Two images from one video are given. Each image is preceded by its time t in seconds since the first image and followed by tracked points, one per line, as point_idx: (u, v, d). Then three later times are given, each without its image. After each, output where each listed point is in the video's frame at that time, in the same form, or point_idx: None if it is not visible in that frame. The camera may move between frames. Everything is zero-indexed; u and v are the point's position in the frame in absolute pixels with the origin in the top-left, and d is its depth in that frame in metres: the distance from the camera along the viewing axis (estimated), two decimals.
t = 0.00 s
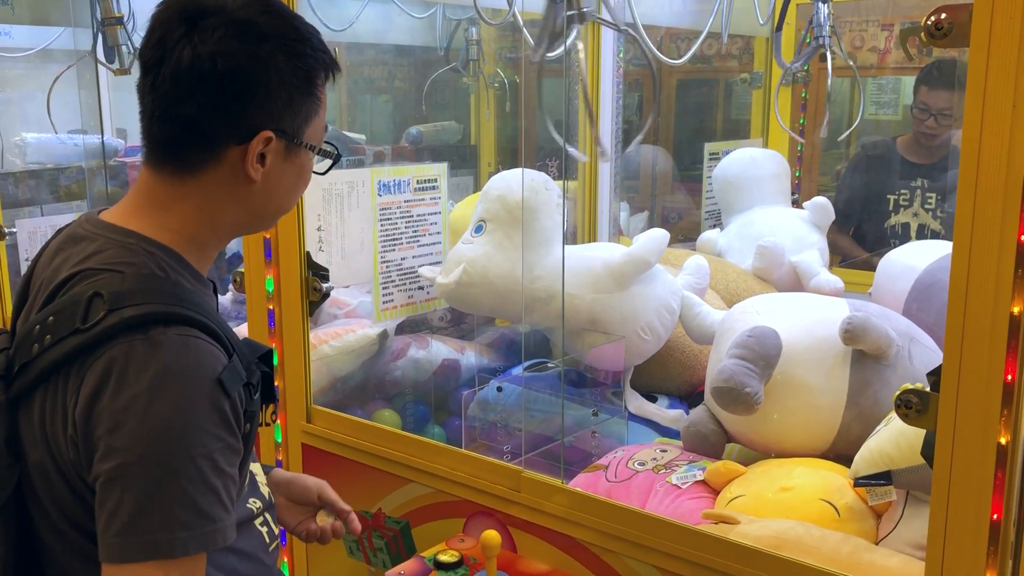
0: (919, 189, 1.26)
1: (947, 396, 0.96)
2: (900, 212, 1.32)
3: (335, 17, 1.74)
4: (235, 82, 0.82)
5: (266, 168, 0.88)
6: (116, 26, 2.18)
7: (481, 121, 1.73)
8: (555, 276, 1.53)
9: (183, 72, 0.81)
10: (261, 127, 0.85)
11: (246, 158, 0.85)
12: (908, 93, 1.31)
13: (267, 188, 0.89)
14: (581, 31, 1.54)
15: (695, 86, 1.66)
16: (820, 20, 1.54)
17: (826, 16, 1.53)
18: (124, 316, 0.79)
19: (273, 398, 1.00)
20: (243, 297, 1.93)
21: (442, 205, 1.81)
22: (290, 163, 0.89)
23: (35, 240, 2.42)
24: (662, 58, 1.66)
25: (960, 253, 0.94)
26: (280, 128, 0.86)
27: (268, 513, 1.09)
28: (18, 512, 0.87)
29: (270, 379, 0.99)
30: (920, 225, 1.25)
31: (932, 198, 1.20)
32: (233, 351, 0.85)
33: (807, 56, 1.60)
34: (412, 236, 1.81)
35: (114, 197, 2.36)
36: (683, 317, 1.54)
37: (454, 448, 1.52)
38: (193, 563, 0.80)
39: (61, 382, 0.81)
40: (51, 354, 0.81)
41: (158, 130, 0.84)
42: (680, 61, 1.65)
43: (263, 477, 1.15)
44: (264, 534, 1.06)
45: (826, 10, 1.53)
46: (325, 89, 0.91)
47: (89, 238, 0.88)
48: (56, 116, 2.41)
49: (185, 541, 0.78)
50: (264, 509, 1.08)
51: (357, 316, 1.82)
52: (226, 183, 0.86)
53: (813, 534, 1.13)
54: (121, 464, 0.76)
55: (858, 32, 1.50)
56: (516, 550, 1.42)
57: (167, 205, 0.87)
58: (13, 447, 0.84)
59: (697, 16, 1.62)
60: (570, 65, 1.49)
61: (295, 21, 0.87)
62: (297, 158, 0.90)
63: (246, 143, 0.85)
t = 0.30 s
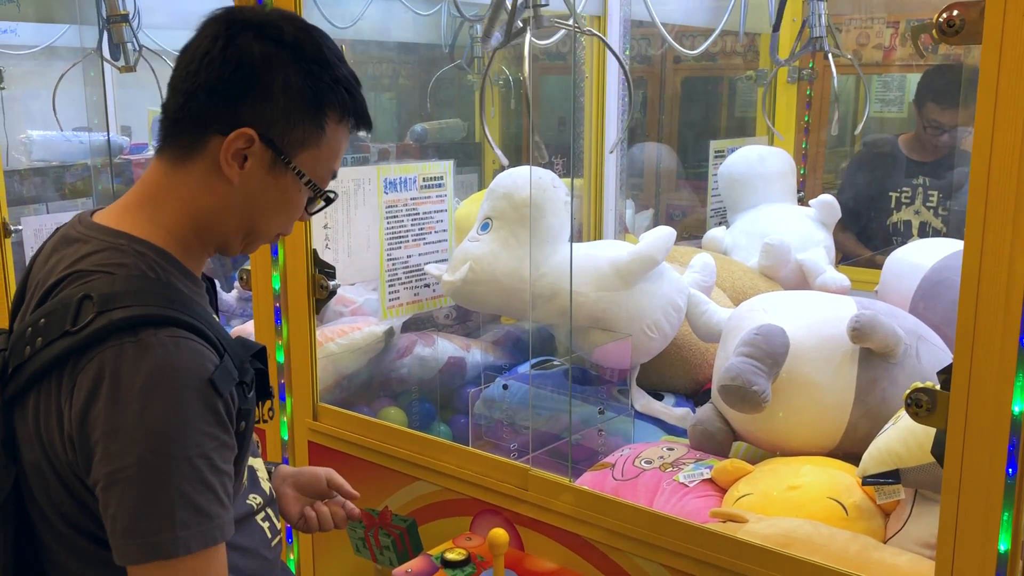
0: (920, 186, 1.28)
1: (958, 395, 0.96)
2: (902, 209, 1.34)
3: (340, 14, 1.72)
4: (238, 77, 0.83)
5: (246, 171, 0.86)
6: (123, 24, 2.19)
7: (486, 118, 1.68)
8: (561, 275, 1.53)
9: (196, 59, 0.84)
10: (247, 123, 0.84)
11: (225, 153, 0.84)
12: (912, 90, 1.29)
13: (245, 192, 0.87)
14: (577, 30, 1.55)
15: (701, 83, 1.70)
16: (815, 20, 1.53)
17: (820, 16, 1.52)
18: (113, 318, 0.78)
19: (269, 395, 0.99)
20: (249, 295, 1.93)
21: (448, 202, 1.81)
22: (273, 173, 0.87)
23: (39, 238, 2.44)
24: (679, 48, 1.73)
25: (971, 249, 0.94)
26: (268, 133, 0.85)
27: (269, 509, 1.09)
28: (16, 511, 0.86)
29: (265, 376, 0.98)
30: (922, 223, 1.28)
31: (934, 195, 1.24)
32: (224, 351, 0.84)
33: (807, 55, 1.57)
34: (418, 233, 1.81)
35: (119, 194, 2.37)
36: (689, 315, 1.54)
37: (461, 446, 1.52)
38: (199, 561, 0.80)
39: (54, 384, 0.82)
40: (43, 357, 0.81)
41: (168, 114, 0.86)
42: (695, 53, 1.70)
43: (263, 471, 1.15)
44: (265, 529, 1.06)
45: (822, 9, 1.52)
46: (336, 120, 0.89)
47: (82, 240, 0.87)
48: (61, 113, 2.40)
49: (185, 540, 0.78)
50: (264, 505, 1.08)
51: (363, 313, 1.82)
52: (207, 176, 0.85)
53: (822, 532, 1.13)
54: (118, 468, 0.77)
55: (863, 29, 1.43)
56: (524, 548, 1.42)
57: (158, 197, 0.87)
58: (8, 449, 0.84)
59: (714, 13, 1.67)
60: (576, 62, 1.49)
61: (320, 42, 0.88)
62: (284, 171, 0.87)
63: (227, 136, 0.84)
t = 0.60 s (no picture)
0: (922, 188, 1.29)
1: (960, 397, 0.96)
2: (903, 211, 1.34)
3: (345, 16, 1.74)
4: (241, 93, 0.83)
5: (261, 184, 0.87)
6: (129, 26, 2.19)
7: (491, 119, 1.70)
8: (564, 276, 1.55)
9: (195, 75, 0.83)
10: (257, 138, 0.84)
11: (240, 169, 0.85)
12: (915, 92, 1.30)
13: (259, 204, 0.88)
14: (582, 34, 1.61)
15: (704, 85, 1.73)
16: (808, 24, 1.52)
17: (813, 19, 1.51)
18: (117, 326, 0.79)
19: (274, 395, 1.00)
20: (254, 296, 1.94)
21: (454, 204, 1.81)
22: (286, 185, 0.88)
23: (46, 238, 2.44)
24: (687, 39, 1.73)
25: (974, 251, 0.94)
26: (279, 145, 0.85)
27: (275, 506, 1.09)
28: (25, 512, 0.87)
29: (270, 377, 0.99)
30: (922, 226, 1.28)
31: (936, 198, 1.25)
32: (229, 356, 0.85)
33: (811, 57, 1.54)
34: (423, 235, 1.82)
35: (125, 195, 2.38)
36: (693, 317, 1.54)
37: (467, 448, 1.52)
38: (208, 560, 0.80)
39: (60, 390, 0.82)
40: (49, 363, 0.82)
41: (169, 130, 0.86)
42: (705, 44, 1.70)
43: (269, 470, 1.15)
44: (271, 526, 1.07)
45: (814, 13, 1.51)
46: (338, 124, 0.90)
47: (88, 246, 0.89)
48: (68, 114, 2.42)
49: (192, 541, 0.79)
50: (269, 501, 1.08)
51: (368, 314, 1.83)
52: (219, 192, 0.86)
53: (825, 534, 1.13)
54: (127, 473, 0.77)
55: (868, 32, 1.42)
56: (527, 548, 1.43)
57: (165, 208, 0.87)
58: (17, 451, 0.85)
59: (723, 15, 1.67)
60: (579, 65, 1.60)
61: (318, 47, 0.87)
62: (295, 181, 0.88)
63: (240, 153, 0.84)
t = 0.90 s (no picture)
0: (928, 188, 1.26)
1: (961, 397, 0.96)
2: (910, 211, 1.32)
3: (349, 18, 1.75)
4: (255, 94, 0.84)
5: (280, 177, 0.89)
6: (133, 28, 2.21)
7: (495, 121, 1.71)
8: (569, 276, 1.54)
9: (201, 81, 0.83)
10: (276, 135, 0.86)
11: (262, 166, 0.87)
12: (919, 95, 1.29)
13: (279, 196, 0.90)
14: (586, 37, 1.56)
15: (708, 89, 1.69)
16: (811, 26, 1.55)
17: (815, 22, 1.54)
18: (138, 330, 0.80)
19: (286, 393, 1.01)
20: (258, 297, 1.94)
21: (455, 205, 1.83)
22: (302, 173, 0.91)
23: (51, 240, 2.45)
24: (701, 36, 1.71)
25: (974, 252, 0.94)
26: (295, 138, 0.88)
27: (284, 502, 1.11)
28: (38, 512, 0.88)
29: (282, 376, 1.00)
30: (927, 227, 1.27)
31: (940, 199, 1.21)
32: (246, 356, 0.86)
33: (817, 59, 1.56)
34: (425, 236, 1.83)
35: (130, 196, 2.39)
36: (696, 318, 1.54)
37: (466, 447, 1.53)
38: (231, 560, 0.81)
39: (80, 392, 0.83)
40: (68, 366, 0.82)
41: (174, 139, 0.85)
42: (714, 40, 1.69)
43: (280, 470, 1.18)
44: (281, 522, 1.08)
45: (817, 15, 1.54)
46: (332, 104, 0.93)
47: (99, 248, 0.89)
48: (73, 116, 2.43)
49: (220, 540, 0.80)
50: (280, 499, 1.10)
51: (371, 315, 1.83)
52: (242, 191, 0.88)
53: (827, 534, 1.13)
54: (151, 475, 0.78)
55: (872, 33, 1.44)
56: (529, 549, 1.43)
57: (178, 212, 0.88)
58: (32, 453, 0.85)
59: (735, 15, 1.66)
60: (585, 67, 1.55)
61: (306, 34, 0.89)
62: (308, 168, 0.92)
63: (262, 151, 0.86)
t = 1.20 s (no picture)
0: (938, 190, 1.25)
1: (964, 397, 0.96)
2: (920, 212, 1.30)
3: (353, 18, 1.75)
4: (263, 85, 0.84)
5: (292, 168, 0.89)
6: (138, 27, 2.21)
7: (498, 121, 1.71)
8: (570, 278, 1.54)
9: (209, 74, 0.83)
10: (287, 125, 0.87)
11: (274, 158, 0.87)
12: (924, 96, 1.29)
13: (293, 187, 0.91)
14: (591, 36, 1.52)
15: (712, 90, 1.71)
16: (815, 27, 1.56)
17: (820, 23, 1.55)
18: (149, 326, 0.80)
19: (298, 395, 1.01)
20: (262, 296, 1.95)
21: (459, 205, 1.83)
22: (313, 164, 0.91)
23: (54, 239, 2.45)
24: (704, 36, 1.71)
25: (977, 253, 0.94)
26: (306, 127, 0.89)
27: (297, 504, 1.10)
28: (45, 508, 0.88)
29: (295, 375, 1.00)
30: (937, 228, 1.25)
31: (951, 201, 1.21)
32: (257, 353, 0.86)
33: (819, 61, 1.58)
34: (428, 237, 1.84)
35: (134, 196, 2.40)
36: (698, 318, 1.53)
37: (469, 447, 1.53)
38: (239, 558, 0.81)
39: (92, 388, 0.83)
40: (80, 362, 0.83)
41: (185, 135, 0.86)
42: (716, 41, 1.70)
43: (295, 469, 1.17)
44: (292, 525, 1.07)
45: (821, 16, 1.55)
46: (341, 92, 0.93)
47: (112, 245, 0.89)
48: (77, 116, 2.43)
49: (230, 539, 0.80)
50: (292, 501, 1.09)
51: (373, 315, 1.83)
52: (255, 183, 0.88)
53: (829, 535, 1.13)
54: (161, 472, 0.78)
55: (877, 34, 1.43)
56: (531, 549, 1.42)
57: (192, 208, 0.88)
58: (43, 448, 0.86)
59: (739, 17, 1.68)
60: (589, 67, 1.51)
61: (311, 23, 0.89)
62: (318, 158, 0.92)
63: (274, 142, 0.87)
